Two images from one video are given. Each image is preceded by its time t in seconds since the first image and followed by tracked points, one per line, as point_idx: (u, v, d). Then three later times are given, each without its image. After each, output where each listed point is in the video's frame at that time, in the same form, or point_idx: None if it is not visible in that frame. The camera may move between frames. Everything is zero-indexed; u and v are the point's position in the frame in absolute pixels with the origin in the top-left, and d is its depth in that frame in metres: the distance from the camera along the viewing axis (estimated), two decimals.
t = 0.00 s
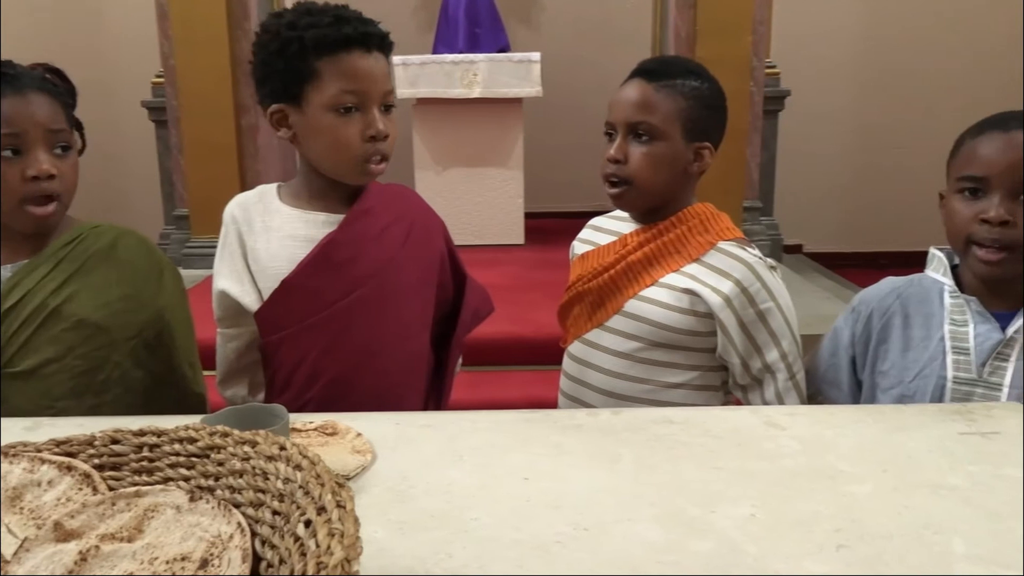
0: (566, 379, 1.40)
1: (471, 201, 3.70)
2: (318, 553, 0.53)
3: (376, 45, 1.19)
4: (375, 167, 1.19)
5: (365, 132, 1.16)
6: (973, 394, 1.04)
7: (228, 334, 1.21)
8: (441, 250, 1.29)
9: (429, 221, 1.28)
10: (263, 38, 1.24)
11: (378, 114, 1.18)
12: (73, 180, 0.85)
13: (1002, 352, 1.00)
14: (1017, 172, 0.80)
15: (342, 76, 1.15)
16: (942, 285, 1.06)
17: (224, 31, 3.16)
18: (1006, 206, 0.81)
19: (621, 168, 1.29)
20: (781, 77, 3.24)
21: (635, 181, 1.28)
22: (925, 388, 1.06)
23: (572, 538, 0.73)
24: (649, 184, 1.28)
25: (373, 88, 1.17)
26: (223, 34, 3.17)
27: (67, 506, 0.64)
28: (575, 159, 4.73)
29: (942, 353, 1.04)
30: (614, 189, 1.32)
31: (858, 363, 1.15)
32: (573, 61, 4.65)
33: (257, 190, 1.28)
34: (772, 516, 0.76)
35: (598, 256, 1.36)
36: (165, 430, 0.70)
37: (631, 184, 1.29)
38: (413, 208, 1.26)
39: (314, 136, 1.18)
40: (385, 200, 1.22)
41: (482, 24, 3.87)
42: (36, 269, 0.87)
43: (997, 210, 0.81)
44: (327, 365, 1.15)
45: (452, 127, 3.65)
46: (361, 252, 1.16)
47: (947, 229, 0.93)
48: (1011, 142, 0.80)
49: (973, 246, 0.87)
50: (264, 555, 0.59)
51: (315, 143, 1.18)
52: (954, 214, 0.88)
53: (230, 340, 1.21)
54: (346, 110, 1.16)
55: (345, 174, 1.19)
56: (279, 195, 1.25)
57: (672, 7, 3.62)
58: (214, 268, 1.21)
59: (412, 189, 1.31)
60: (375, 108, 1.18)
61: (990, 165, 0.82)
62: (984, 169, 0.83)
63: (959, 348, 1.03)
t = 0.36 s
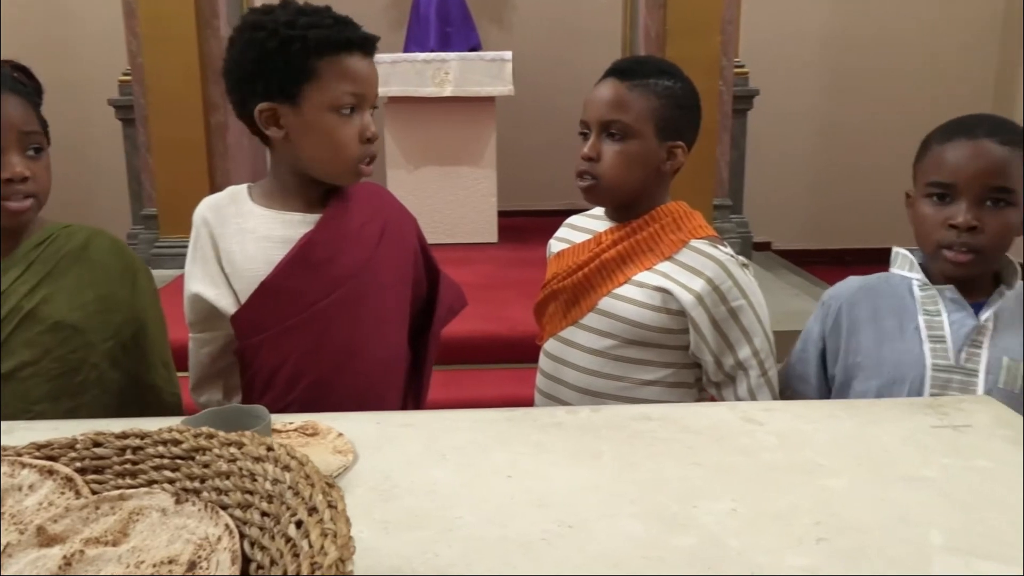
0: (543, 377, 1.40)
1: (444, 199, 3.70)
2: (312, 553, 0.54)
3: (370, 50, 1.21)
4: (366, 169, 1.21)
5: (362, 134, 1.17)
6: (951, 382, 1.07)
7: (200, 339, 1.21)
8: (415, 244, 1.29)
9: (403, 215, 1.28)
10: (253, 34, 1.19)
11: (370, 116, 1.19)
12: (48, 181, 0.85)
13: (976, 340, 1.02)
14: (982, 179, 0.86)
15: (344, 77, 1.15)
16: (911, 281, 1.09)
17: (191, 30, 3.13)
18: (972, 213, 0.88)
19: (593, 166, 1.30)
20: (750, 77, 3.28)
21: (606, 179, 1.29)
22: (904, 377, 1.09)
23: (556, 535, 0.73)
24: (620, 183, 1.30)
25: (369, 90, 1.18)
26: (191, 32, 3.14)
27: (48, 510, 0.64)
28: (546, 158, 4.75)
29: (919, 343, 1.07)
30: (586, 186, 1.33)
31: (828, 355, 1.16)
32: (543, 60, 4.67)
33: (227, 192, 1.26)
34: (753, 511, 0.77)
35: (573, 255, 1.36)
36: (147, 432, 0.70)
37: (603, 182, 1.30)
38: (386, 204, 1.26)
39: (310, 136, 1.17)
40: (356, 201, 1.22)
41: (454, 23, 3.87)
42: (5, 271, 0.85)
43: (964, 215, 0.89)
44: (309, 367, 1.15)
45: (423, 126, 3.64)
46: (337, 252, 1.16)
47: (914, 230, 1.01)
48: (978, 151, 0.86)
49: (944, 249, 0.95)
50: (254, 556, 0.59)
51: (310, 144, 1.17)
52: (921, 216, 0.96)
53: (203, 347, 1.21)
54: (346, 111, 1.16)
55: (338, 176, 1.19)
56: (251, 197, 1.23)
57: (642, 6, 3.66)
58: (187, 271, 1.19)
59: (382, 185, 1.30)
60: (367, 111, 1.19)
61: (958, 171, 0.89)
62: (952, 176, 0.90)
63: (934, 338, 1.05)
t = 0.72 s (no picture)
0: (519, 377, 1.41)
1: (416, 199, 3.69)
2: (310, 550, 0.55)
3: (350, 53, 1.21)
4: (340, 170, 1.20)
5: (340, 136, 1.17)
6: (906, 369, 1.09)
7: (170, 342, 1.19)
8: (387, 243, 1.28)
9: (374, 214, 1.27)
10: (235, 31, 1.17)
11: (348, 119, 1.19)
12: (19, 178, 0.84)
13: (934, 329, 1.07)
14: (946, 169, 0.98)
15: (328, 80, 1.15)
16: (881, 274, 1.13)
17: (157, 27, 3.09)
18: (937, 200, 0.99)
19: (569, 165, 1.31)
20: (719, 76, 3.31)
21: (581, 177, 1.30)
22: (863, 367, 1.11)
23: (541, 531, 0.74)
24: (594, 181, 1.30)
25: (348, 94, 1.18)
26: (156, 30, 3.09)
27: (31, 515, 0.64)
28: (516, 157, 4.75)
29: (879, 331, 1.11)
30: (562, 183, 1.33)
31: (805, 345, 1.19)
32: (513, 59, 4.68)
33: (195, 193, 1.23)
34: (735, 504, 0.78)
35: (546, 254, 1.37)
36: (131, 435, 0.70)
37: (578, 180, 1.30)
38: (358, 203, 1.25)
39: (289, 136, 1.16)
40: (327, 200, 1.21)
41: (424, 22, 3.86)
42: None
43: (930, 203, 1.00)
44: (280, 366, 1.14)
45: (394, 125, 3.63)
46: (307, 251, 1.15)
47: (884, 225, 1.09)
48: (942, 142, 0.98)
49: (910, 237, 1.03)
50: (246, 556, 0.59)
51: (287, 143, 1.16)
52: (891, 209, 1.05)
53: (173, 350, 1.19)
54: (326, 113, 1.16)
55: (313, 177, 1.18)
56: (220, 197, 1.22)
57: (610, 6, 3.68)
58: (154, 274, 1.18)
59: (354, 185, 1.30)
60: (344, 114, 1.19)
61: (922, 163, 1.00)
62: (919, 167, 1.00)
63: (895, 327, 1.09)
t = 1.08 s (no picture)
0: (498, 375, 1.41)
1: (390, 199, 3.67)
2: (306, 544, 0.55)
3: (315, 49, 1.20)
4: (304, 169, 1.19)
5: (303, 134, 1.16)
6: (883, 364, 1.16)
7: (147, 345, 1.18)
8: (365, 242, 1.28)
9: (351, 213, 1.26)
10: (196, 27, 1.17)
11: (312, 117, 1.18)
12: None
13: (911, 323, 1.15)
14: (920, 162, 1.10)
15: (289, 77, 1.15)
16: (861, 268, 1.21)
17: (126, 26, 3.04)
18: (910, 193, 1.10)
19: (545, 167, 1.31)
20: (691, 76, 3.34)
21: (558, 177, 1.30)
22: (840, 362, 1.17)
23: (527, 525, 0.74)
24: (571, 181, 1.31)
25: (312, 92, 1.17)
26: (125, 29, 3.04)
27: (18, 513, 0.63)
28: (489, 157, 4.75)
29: (859, 327, 1.18)
30: (538, 186, 1.33)
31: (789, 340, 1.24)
32: (486, 59, 4.67)
33: (164, 192, 1.21)
34: (719, 496, 0.79)
35: (523, 253, 1.37)
36: (118, 432, 0.70)
37: (555, 181, 1.31)
38: (334, 202, 1.24)
39: (249, 133, 1.15)
40: (301, 200, 1.20)
41: (397, 22, 3.85)
42: None
43: (904, 195, 1.11)
44: (252, 367, 1.13)
45: (367, 125, 3.61)
46: (279, 251, 1.14)
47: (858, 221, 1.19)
48: (915, 136, 1.11)
49: (885, 231, 1.13)
50: (240, 551, 0.60)
51: (248, 141, 1.15)
52: (866, 202, 1.15)
53: (150, 351, 1.18)
54: (288, 110, 1.15)
55: (275, 176, 1.17)
56: (190, 197, 1.20)
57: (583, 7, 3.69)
58: (126, 274, 1.16)
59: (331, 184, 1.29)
60: (308, 112, 1.18)
61: (895, 157, 1.12)
62: (892, 161, 1.12)
63: (873, 322, 1.17)
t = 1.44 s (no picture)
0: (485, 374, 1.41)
1: (370, 198, 3.66)
2: (305, 540, 0.56)
3: (273, 45, 1.16)
4: (267, 169, 1.17)
5: (257, 134, 1.14)
6: (872, 367, 1.17)
7: (136, 344, 1.17)
8: (356, 242, 1.27)
9: (343, 212, 1.26)
10: (149, 29, 1.16)
11: (270, 115, 1.15)
12: None
13: (897, 327, 1.17)
14: (910, 164, 1.12)
15: (234, 76, 1.12)
16: (840, 270, 1.22)
17: (104, 23, 3.01)
18: (899, 195, 1.13)
19: (530, 174, 1.31)
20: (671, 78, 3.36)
21: (546, 184, 1.31)
22: (830, 364, 1.19)
23: (517, 522, 0.75)
24: (558, 187, 1.31)
25: (267, 90, 1.14)
26: (103, 25, 3.01)
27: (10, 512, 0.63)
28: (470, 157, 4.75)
29: (844, 329, 1.19)
30: (526, 194, 1.34)
31: (767, 343, 1.25)
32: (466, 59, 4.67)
33: (148, 193, 1.20)
34: (706, 492, 0.80)
35: (509, 252, 1.38)
36: (110, 433, 0.70)
37: (545, 187, 1.31)
38: (327, 201, 1.23)
39: (201, 135, 1.15)
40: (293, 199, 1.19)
41: (378, 21, 3.84)
42: None
43: (894, 197, 1.13)
44: (233, 366, 1.13)
45: (347, 124, 3.60)
46: (261, 249, 1.14)
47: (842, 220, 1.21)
48: (905, 137, 1.13)
49: (874, 232, 1.15)
50: (237, 549, 0.60)
51: (201, 143, 1.15)
52: (853, 203, 1.17)
53: (139, 351, 1.17)
54: (237, 110, 1.13)
55: (233, 177, 1.16)
56: (174, 197, 1.19)
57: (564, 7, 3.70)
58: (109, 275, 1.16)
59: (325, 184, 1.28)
60: (269, 111, 1.15)
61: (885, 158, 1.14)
62: (882, 162, 1.14)
63: (860, 326, 1.18)
